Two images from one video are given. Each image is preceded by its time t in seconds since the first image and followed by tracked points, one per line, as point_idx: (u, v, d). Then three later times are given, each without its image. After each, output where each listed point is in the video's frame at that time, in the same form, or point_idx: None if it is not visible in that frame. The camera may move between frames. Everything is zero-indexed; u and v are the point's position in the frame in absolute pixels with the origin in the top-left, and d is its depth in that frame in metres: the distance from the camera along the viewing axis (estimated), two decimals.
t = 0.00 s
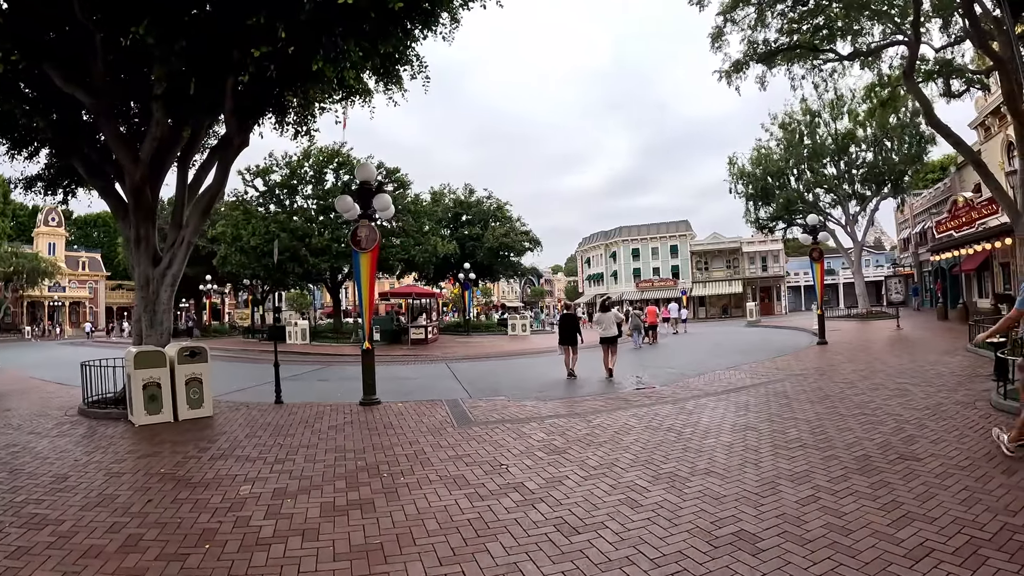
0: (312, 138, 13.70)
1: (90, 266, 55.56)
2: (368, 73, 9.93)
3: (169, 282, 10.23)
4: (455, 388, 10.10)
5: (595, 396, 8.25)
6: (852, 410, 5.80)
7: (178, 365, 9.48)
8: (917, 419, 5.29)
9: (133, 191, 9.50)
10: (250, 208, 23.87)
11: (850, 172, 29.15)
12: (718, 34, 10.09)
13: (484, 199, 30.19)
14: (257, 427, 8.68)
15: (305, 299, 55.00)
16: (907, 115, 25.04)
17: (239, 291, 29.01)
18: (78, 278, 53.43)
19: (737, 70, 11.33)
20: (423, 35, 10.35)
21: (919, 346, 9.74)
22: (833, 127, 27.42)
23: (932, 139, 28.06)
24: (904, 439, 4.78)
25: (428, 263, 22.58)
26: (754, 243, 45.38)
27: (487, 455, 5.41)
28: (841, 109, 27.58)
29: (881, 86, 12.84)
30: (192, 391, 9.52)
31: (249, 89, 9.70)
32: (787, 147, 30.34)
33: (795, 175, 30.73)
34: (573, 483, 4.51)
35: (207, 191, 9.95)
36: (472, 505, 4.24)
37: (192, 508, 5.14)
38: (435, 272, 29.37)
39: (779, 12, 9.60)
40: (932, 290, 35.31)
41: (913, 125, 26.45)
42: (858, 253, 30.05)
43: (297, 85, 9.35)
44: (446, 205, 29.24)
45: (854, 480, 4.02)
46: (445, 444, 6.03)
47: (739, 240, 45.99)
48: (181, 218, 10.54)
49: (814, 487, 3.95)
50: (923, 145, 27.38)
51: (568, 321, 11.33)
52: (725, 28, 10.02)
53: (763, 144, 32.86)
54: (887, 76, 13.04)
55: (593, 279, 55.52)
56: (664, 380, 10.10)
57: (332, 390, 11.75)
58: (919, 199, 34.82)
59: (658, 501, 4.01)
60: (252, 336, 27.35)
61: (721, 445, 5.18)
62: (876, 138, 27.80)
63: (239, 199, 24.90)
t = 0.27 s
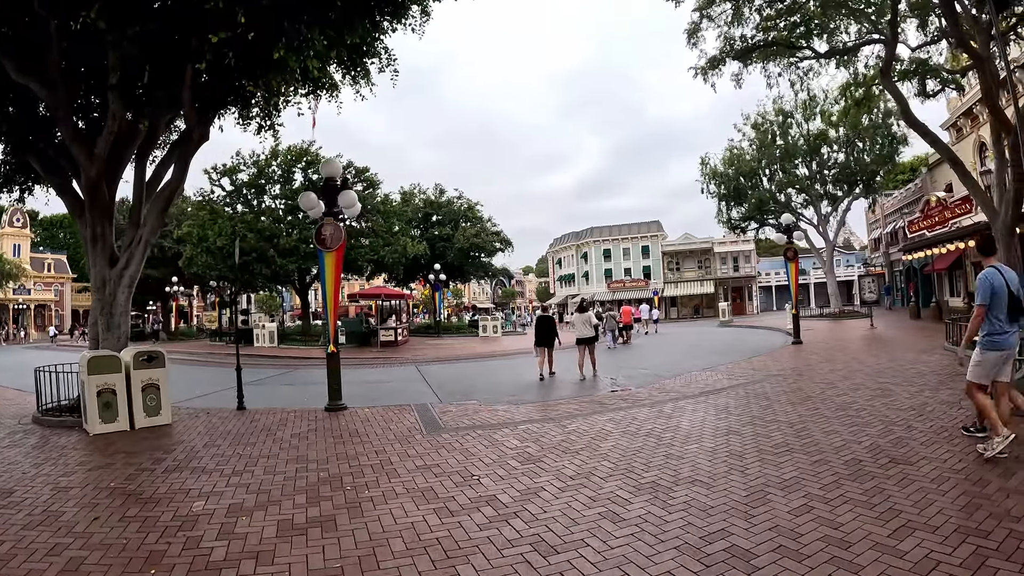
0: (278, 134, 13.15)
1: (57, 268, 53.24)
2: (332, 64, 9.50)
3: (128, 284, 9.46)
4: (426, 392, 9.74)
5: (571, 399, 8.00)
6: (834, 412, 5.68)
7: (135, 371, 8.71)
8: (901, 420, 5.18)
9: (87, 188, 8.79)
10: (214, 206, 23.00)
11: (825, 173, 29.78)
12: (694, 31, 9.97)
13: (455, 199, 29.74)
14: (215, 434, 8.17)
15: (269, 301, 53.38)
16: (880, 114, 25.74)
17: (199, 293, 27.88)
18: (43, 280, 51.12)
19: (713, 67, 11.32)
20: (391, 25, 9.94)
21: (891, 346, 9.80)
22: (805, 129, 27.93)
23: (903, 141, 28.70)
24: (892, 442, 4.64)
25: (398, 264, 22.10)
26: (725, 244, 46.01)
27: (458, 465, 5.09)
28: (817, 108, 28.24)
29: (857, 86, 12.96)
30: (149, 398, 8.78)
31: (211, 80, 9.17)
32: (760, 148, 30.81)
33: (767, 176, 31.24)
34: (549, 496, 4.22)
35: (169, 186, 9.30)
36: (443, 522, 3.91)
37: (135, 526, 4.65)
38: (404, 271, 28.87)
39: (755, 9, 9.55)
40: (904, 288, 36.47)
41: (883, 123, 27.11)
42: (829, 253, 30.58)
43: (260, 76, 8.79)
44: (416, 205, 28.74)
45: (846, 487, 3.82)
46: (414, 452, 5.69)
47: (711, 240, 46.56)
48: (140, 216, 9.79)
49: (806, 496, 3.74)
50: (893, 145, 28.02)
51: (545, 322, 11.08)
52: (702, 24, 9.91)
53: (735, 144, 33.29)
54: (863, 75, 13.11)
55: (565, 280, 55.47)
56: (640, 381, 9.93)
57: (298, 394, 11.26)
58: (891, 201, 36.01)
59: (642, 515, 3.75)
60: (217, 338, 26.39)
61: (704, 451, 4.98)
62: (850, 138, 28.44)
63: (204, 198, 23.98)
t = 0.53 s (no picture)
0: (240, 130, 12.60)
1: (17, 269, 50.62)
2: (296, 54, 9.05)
3: (82, 286, 8.69)
4: (395, 396, 9.36)
5: (547, 403, 7.74)
6: (816, 414, 5.59)
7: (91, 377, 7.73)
8: (884, 422, 5.11)
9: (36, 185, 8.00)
10: (173, 202, 21.79)
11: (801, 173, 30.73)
12: (669, 26, 9.86)
13: (424, 198, 29.27)
14: (169, 444, 7.61)
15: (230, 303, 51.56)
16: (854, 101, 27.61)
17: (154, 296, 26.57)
18: (5, 283, 48.68)
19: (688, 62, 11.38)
20: (358, 13, 9.53)
21: (860, 345, 9.91)
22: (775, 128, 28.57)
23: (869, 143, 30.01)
24: (878, 446, 4.54)
25: (366, 264, 21.61)
26: (694, 243, 46.63)
27: (430, 476, 4.77)
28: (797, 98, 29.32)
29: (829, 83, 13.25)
30: (103, 407, 7.76)
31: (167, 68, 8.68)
32: (731, 147, 31.33)
33: (737, 175, 31.74)
34: (528, 511, 3.94)
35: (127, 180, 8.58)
36: (416, 543, 3.58)
37: (67, 545, 4.16)
38: (371, 271, 28.26)
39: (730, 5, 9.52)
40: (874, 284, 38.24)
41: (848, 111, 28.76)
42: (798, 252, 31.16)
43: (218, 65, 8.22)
44: (384, 205, 28.17)
45: (842, 495, 3.67)
46: (382, 462, 5.32)
47: (681, 240, 47.10)
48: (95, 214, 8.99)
49: (802, 506, 3.57)
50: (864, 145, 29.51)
51: (522, 321, 10.87)
52: (677, 19, 9.81)
53: (705, 143, 33.67)
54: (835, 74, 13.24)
55: (534, 280, 55.27)
56: (617, 382, 9.75)
57: (261, 399, 10.74)
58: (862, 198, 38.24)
59: (629, 533, 3.50)
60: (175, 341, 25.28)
61: (688, 457, 4.80)
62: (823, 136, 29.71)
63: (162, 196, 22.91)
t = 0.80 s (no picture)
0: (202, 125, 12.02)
1: None
2: (262, 45, 8.55)
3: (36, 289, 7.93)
4: (365, 400, 9.03)
5: (522, 407, 7.50)
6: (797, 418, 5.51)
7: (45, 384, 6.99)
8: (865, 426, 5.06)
9: None
10: (139, 201, 20.25)
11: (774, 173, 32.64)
12: (646, 22, 9.75)
13: (394, 198, 28.78)
14: (120, 443, 7.12)
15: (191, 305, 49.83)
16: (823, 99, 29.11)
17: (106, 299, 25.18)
18: None
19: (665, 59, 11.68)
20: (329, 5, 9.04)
21: (831, 346, 10.00)
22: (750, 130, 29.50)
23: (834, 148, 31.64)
24: (863, 452, 4.47)
25: (334, 266, 21.29)
26: (666, 245, 47.12)
27: (400, 487, 4.41)
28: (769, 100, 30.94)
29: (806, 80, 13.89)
30: (59, 415, 7.01)
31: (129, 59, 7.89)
32: (704, 148, 31.83)
33: (710, 176, 32.26)
34: (506, 528, 3.67)
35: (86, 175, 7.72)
36: (384, 566, 3.23)
37: None
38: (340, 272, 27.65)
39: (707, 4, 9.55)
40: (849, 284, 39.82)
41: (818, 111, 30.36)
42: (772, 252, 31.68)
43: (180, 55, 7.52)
44: (354, 205, 27.58)
45: (837, 506, 3.55)
46: (349, 471, 4.87)
47: (653, 241, 47.58)
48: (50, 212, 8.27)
49: (796, 518, 3.43)
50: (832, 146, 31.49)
51: (497, 323, 10.67)
52: (654, 15, 9.71)
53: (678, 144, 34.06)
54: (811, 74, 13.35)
55: (505, 281, 55.02)
56: (596, 385, 9.59)
57: (219, 404, 10.18)
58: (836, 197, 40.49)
59: (616, 555, 3.25)
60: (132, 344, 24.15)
61: (672, 465, 4.64)
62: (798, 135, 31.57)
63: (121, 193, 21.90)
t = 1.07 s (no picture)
0: (178, 118, 11.56)
1: None
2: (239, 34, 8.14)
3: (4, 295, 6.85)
4: (347, 403, 8.69)
5: (512, 410, 7.23)
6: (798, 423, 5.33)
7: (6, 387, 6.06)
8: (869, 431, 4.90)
9: None
10: (119, 200, 18.23)
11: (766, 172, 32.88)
12: (637, 13, 9.54)
13: (379, 197, 28.33)
14: (85, 434, 6.75)
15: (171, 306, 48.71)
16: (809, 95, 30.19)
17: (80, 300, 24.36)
18: None
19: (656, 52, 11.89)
20: None
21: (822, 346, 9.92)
22: (736, 129, 29.88)
23: (820, 147, 32.01)
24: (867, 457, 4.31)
25: (319, 265, 20.66)
26: (653, 244, 47.16)
27: (381, 499, 4.07)
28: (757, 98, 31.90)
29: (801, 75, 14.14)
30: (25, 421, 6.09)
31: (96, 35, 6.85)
32: (692, 146, 31.90)
33: (698, 175, 32.51)
34: (497, 545, 3.39)
35: (58, 164, 7.02)
36: None
37: None
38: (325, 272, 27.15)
39: None
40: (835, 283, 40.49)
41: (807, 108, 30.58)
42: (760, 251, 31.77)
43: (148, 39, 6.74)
44: (338, 204, 27.06)
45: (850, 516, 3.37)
46: (327, 480, 4.50)
47: (640, 240, 47.60)
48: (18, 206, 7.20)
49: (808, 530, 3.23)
50: (817, 145, 31.97)
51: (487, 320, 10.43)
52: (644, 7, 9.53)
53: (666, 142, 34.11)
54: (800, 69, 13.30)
55: (492, 281, 54.66)
56: (586, 386, 9.35)
57: (196, 404, 9.76)
58: (824, 197, 41.29)
59: None
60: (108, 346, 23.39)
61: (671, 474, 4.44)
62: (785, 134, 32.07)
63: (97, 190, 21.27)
